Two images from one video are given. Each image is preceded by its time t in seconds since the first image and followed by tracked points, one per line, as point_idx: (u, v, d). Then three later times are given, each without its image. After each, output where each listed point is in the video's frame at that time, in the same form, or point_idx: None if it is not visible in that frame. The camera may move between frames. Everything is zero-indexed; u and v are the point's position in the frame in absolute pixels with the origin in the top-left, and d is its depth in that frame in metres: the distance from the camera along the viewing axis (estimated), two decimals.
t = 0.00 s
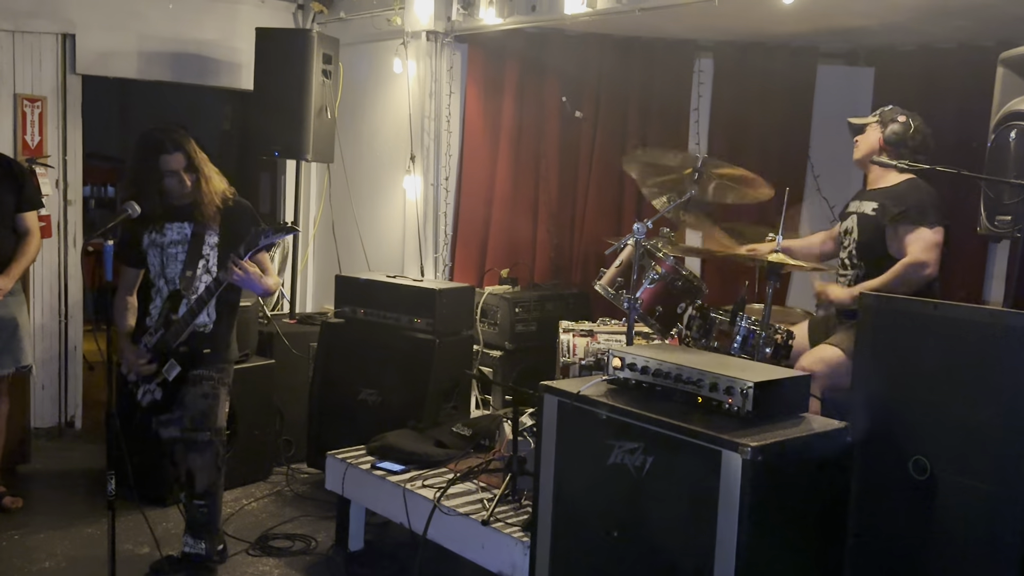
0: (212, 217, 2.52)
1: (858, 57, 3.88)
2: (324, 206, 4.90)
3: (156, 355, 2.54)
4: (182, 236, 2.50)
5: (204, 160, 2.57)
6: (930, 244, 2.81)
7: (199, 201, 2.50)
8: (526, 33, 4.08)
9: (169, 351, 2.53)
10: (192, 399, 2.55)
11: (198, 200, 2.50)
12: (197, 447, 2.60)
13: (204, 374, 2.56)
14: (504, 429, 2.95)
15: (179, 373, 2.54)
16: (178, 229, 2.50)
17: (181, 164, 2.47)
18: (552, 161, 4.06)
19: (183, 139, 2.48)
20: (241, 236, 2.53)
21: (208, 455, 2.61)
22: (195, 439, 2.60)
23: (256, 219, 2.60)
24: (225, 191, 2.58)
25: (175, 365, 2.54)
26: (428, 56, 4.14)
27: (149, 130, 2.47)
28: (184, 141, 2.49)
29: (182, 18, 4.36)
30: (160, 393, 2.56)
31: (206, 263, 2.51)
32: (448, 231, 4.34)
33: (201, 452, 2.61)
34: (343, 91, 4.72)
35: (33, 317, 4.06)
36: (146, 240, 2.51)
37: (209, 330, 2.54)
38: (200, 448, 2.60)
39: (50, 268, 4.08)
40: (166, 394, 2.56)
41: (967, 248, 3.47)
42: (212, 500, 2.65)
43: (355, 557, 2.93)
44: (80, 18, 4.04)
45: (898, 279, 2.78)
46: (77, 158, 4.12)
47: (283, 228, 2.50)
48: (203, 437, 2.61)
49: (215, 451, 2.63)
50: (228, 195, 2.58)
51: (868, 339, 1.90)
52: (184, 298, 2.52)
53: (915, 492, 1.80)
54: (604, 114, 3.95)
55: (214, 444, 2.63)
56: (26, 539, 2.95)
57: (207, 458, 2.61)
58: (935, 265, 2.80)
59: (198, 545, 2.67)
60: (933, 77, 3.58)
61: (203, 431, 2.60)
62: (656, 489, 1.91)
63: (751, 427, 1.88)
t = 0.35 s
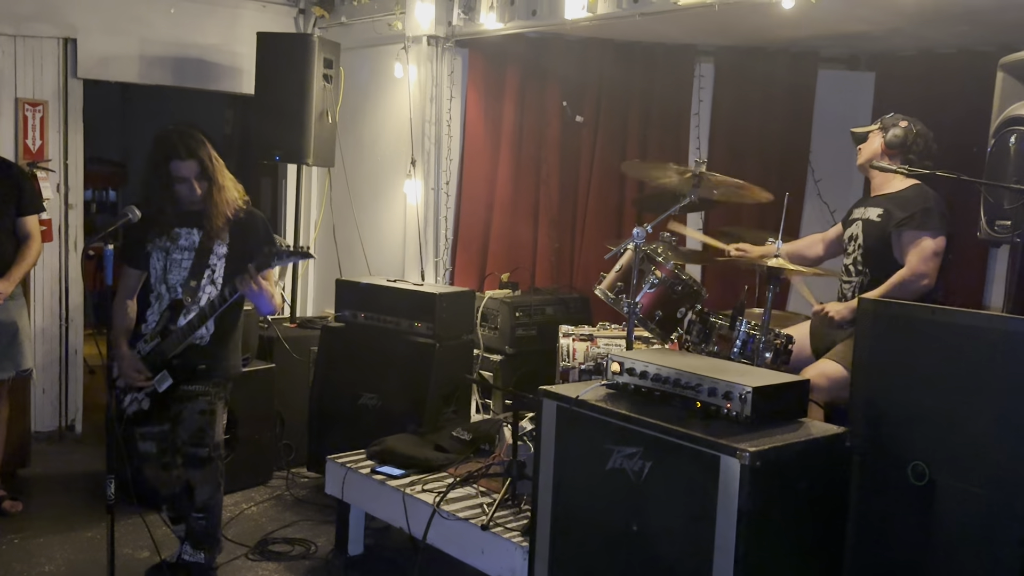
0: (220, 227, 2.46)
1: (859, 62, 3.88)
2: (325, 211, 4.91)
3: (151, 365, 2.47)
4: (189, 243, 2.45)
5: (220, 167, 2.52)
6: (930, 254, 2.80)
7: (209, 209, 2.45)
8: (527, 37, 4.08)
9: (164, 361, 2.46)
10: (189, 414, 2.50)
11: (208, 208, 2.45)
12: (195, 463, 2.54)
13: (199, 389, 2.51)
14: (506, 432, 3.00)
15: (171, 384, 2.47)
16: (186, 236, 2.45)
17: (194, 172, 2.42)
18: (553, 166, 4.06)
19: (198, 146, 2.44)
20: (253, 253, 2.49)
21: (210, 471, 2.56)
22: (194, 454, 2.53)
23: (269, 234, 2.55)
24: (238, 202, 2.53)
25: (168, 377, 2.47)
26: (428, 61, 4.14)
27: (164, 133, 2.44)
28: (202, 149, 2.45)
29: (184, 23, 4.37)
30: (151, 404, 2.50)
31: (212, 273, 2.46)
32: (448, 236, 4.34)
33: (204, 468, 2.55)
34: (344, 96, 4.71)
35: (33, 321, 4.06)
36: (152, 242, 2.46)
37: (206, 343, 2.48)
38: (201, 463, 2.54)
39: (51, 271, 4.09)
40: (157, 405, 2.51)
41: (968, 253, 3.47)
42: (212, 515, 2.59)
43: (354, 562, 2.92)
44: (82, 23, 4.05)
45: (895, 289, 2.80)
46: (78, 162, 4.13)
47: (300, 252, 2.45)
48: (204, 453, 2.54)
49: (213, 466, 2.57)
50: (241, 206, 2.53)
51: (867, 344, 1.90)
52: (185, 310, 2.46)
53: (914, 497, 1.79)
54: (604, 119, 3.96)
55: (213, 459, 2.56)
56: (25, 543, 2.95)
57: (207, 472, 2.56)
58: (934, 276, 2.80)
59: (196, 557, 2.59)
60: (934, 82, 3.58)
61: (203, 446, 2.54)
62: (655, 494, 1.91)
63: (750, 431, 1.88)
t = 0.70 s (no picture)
0: (227, 246, 2.50)
1: (859, 67, 3.89)
2: (326, 217, 4.92)
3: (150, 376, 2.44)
4: (194, 257, 2.47)
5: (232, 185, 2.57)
6: (927, 260, 2.81)
7: (218, 227, 2.48)
8: (527, 44, 4.10)
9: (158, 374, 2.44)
10: (184, 419, 2.48)
11: (217, 226, 2.48)
12: (191, 470, 2.52)
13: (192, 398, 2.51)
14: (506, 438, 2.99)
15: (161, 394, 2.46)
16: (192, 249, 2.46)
17: (210, 193, 2.47)
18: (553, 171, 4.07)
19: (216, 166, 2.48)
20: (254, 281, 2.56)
21: (201, 478, 2.53)
22: (187, 462, 2.51)
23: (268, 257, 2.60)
24: (246, 222, 2.57)
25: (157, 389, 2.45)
26: (429, 67, 4.16)
27: (181, 148, 2.48)
28: (219, 169, 2.49)
29: (186, 30, 4.39)
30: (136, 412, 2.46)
31: (213, 287, 2.51)
32: (449, 241, 4.35)
33: (196, 475, 2.52)
34: (345, 102, 4.72)
35: (36, 327, 4.08)
36: (147, 246, 2.45)
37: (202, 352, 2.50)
38: (194, 470, 2.51)
39: (53, 277, 4.11)
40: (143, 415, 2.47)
41: (968, 259, 3.48)
42: (207, 521, 2.58)
43: (355, 568, 2.93)
44: (85, 30, 4.07)
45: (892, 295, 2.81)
46: (81, 168, 4.15)
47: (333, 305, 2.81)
48: (197, 460, 2.52)
49: (207, 475, 2.55)
50: (249, 226, 2.57)
51: (865, 350, 1.90)
52: (184, 321, 2.48)
53: (912, 503, 1.80)
54: (604, 124, 3.97)
55: (208, 466, 2.55)
56: (27, 548, 2.96)
57: (198, 479, 2.53)
58: (930, 283, 2.81)
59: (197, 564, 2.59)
60: (934, 88, 3.59)
61: (196, 454, 2.51)
62: (655, 500, 1.91)
63: (748, 437, 1.89)
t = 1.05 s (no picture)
0: (222, 246, 2.56)
1: (859, 69, 3.89)
2: (327, 220, 4.92)
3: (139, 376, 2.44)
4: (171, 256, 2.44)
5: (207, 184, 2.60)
6: (926, 262, 2.82)
7: (199, 226, 2.49)
8: (528, 46, 4.11)
9: (153, 373, 2.45)
10: (173, 419, 2.46)
11: (201, 225, 2.50)
12: (182, 469, 2.49)
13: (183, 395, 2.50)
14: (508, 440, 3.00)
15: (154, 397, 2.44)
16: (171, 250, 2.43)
17: (194, 194, 2.50)
18: (554, 172, 4.07)
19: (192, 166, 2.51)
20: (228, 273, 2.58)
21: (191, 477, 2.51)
22: (180, 460, 2.49)
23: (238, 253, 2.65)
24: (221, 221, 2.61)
25: (153, 387, 2.44)
26: (430, 70, 4.15)
27: (155, 155, 2.48)
28: (196, 170, 2.53)
29: (187, 33, 4.41)
30: (131, 416, 2.43)
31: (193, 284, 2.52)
32: (450, 244, 4.35)
33: (187, 473, 2.50)
34: (346, 104, 4.73)
35: (38, 330, 4.08)
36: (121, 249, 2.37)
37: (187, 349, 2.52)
38: (184, 470, 2.49)
39: (56, 280, 4.12)
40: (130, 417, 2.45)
41: (969, 260, 3.48)
42: (199, 520, 2.55)
43: (357, 570, 2.93)
44: (87, 33, 4.08)
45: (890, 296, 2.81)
46: (83, 172, 4.17)
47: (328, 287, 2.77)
48: (188, 459, 2.50)
49: (198, 472, 2.52)
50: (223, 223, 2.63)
51: (867, 352, 1.90)
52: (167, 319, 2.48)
53: (913, 504, 1.80)
54: (606, 126, 3.98)
55: (198, 464, 2.52)
56: (29, 551, 2.97)
57: (189, 478, 2.51)
58: (930, 285, 2.81)
59: (196, 563, 2.57)
60: (935, 89, 3.59)
61: (188, 451, 2.49)
62: (656, 502, 1.91)
63: (749, 439, 1.89)
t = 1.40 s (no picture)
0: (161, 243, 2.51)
1: (860, 69, 3.90)
2: (329, 221, 4.92)
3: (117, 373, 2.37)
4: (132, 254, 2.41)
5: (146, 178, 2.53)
6: (926, 262, 2.81)
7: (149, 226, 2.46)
8: (529, 47, 4.11)
9: (133, 367, 2.38)
10: (161, 410, 2.43)
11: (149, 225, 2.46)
12: (171, 460, 2.45)
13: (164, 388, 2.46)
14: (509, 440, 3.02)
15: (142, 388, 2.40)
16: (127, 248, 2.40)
17: (138, 194, 2.44)
18: (555, 173, 4.07)
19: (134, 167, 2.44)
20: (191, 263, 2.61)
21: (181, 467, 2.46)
22: (170, 451, 2.44)
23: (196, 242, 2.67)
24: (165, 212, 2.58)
25: (138, 379, 2.38)
26: (431, 71, 4.15)
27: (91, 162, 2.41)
28: (137, 169, 2.45)
29: (188, 35, 4.42)
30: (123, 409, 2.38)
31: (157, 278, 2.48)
32: (451, 244, 4.34)
33: (176, 463, 2.45)
34: (347, 106, 4.73)
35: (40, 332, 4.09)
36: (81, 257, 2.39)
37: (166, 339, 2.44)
38: (173, 461, 2.45)
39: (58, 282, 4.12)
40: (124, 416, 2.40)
41: (971, 260, 3.48)
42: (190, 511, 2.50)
43: (359, 571, 2.93)
44: (89, 36, 4.09)
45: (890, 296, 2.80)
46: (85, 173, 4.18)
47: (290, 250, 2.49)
48: (178, 448, 2.46)
49: (188, 463, 2.48)
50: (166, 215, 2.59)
51: (868, 353, 1.90)
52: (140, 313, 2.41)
53: (915, 504, 1.80)
54: (606, 127, 3.98)
55: (187, 455, 2.49)
56: (31, 552, 2.97)
57: (179, 468, 2.46)
58: (931, 284, 2.81)
59: (189, 559, 2.52)
60: (936, 90, 3.60)
61: (178, 441, 2.46)
62: (658, 502, 1.91)
63: (751, 439, 1.89)
